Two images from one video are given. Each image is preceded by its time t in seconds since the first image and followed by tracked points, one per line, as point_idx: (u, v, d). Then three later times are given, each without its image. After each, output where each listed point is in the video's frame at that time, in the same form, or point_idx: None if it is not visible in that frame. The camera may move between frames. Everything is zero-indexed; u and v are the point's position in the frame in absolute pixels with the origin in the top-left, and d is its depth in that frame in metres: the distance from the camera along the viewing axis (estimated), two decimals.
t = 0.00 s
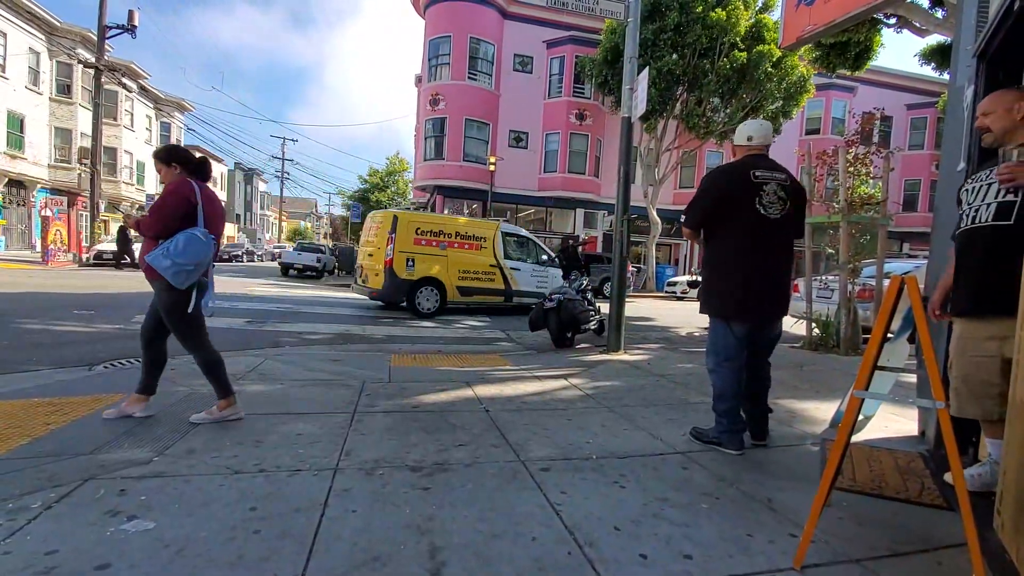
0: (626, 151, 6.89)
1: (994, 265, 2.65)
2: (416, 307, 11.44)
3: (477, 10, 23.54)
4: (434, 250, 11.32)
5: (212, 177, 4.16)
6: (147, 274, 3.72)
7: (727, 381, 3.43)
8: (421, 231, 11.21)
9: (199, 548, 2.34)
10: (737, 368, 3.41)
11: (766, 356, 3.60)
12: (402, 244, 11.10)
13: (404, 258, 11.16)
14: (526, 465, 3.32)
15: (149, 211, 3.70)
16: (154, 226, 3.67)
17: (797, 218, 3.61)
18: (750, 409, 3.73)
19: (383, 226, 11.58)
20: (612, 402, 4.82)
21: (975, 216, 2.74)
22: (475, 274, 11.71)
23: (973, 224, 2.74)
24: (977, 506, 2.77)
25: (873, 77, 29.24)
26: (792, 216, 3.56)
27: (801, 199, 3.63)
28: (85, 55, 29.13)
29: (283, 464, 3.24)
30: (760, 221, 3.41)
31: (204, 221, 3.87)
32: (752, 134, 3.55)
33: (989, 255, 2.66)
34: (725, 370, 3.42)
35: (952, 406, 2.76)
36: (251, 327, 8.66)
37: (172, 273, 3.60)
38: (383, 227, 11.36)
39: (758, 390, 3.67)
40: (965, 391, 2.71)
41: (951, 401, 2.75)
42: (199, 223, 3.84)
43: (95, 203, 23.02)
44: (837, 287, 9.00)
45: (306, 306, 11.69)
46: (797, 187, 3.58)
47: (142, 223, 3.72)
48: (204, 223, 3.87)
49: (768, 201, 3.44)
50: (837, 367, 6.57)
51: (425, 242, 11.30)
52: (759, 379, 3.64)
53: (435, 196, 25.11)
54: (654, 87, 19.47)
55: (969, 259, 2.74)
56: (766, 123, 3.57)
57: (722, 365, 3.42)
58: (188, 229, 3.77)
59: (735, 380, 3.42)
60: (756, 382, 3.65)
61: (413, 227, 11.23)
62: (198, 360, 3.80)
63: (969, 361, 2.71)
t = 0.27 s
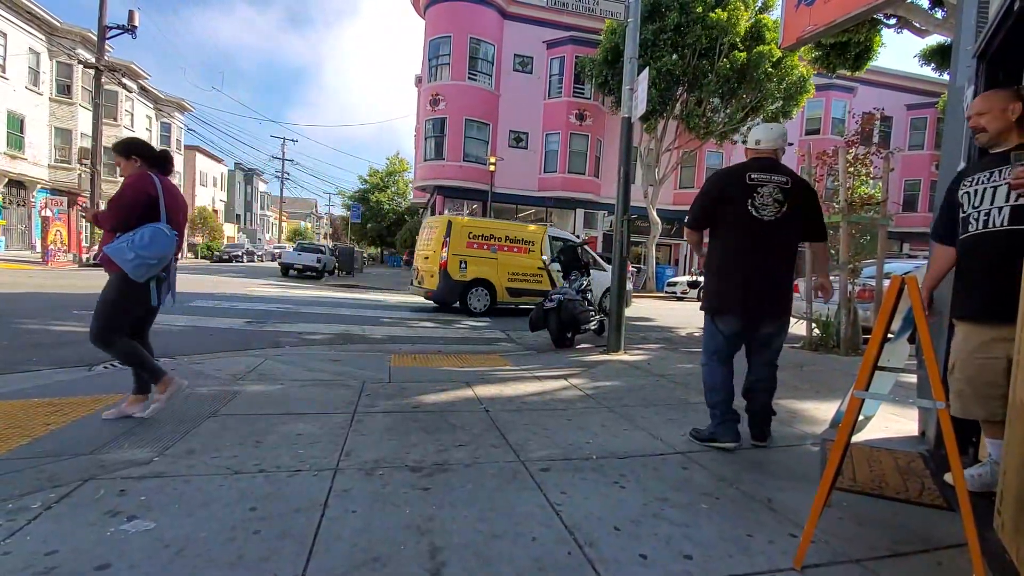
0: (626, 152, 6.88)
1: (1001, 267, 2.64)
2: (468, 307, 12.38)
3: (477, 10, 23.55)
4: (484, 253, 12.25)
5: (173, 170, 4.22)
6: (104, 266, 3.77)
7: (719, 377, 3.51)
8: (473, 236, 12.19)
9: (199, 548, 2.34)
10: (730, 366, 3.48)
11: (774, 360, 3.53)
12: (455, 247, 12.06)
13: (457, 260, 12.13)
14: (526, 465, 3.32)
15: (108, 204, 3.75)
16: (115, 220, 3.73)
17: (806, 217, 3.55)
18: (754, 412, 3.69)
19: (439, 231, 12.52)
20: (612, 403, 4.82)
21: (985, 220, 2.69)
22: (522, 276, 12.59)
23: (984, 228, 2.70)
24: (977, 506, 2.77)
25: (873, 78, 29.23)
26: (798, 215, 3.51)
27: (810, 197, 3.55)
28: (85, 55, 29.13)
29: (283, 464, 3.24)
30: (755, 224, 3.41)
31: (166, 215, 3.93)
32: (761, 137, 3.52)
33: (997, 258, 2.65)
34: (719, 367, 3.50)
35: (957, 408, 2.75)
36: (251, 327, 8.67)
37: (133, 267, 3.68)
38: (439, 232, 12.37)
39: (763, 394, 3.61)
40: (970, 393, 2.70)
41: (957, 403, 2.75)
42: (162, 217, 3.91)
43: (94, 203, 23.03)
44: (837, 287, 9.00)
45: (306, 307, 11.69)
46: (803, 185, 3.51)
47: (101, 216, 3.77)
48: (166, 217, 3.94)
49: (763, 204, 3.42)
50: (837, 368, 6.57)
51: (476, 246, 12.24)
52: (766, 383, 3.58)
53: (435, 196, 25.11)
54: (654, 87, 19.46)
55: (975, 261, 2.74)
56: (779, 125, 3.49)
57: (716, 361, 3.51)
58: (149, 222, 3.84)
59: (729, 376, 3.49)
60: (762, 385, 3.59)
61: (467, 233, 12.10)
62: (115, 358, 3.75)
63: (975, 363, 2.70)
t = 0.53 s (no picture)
0: (626, 152, 6.87)
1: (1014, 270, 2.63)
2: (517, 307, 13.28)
3: (476, 11, 23.54)
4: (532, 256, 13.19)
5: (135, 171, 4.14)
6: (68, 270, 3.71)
7: (698, 365, 3.69)
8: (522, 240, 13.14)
9: (198, 548, 2.34)
10: (709, 355, 3.67)
11: (766, 361, 3.50)
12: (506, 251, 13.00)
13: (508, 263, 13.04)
14: (526, 465, 3.32)
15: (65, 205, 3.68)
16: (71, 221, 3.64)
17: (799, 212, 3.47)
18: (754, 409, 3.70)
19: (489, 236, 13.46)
20: (612, 403, 4.82)
21: (1007, 220, 2.63)
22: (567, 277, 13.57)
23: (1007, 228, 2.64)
24: (977, 507, 2.77)
25: (873, 77, 29.24)
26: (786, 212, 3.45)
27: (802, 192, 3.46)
28: (84, 55, 29.12)
29: (283, 465, 3.24)
30: (733, 225, 3.51)
31: (126, 214, 3.84)
32: (754, 138, 3.57)
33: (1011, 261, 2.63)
34: (698, 355, 3.68)
35: (967, 412, 2.77)
36: (251, 327, 8.68)
37: (93, 268, 3.60)
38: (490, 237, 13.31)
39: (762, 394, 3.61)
40: (981, 395, 2.71)
41: (969, 406, 2.74)
42: (122, 216, 3.81)
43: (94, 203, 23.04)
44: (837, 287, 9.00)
45: (306, 307, 11.69)
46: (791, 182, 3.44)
47: (60, 219, 3.71)
48: (127, 217, 3.84)
49: (739, 204, 3.50)
50: (837, 367, 6.57)
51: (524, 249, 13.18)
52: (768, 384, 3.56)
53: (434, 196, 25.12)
54: (653, 87, 19.44)
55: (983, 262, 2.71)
56: (771, 123, 3.56)
57: (692, 351, 3.70)
58: (108, 222, 3.75)
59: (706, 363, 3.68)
60: (759, 386, 3.58)
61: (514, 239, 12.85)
62: (59, 358, 3.67)
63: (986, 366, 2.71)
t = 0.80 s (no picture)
0: (626, 152, 6.87)
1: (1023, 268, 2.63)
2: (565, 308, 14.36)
3: (476, 11, 23.54)
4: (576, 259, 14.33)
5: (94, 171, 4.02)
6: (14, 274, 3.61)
7: (682, 367, 3.64)
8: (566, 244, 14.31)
9: (198, 548, 2.34)
10: (694, 357, 3.60)
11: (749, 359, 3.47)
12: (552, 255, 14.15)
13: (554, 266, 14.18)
14: (526, 465, 3.32)
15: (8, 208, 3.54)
16: (14, 224, 3.51)
17: (765, 211, 3.42)
18: (747, 406, 3.68)
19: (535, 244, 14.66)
20: (612, 403, 4.82)
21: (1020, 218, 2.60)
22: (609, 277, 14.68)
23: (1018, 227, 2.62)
24: (976, 506, 2.78)
25: (873, 77, 29.24)
26: (751, 212, 3.41)
27: (766, 191, 3.41)
28: (83, 55, 29.09)
29: (282, 465, 3.24)
30: (699, 227, 3.54)
31: (73, 216, 3.70)
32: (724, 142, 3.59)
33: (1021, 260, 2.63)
34: (682, 357, 3.61)
35: (972, 411, 2.78)
36: (251, 327, 8.68)
37: (35, 276, 3.49)
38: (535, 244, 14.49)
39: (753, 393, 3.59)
40: (987, 394, 2.73)
41: (974, 405, 2.76)
42: (68, 219, 3.67)
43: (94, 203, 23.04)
44: (836, 287, 9.01)
45: (305, 307, 11.69)
46: (754, 181, 3.42)
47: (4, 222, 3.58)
48: (74, 219, 3.70)
49: (703, 206, 3.54)
50: (837, 367, 6.57)
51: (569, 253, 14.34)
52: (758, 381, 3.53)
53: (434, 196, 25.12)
54: (653, 87, 19.41)
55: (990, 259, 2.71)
56: (743, 126, 3.58)
57: (676, 352, 3.65)
58: (54, 227, 3.62)
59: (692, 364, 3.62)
60: (752, 385, 3.55)
61: (559, 242, 13.13)
62: (23, 361, 3.64)
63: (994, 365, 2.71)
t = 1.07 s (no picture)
0: (626, 152, 6.86)
1: None
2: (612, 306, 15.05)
3: (476, 11, 23.55)
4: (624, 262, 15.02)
5: (52, 164, 3.90)
6: None
7: (677, 367, 3.62)
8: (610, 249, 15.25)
9: (197, 549, 2.34)
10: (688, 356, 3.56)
11: (736, 358, 3.37)
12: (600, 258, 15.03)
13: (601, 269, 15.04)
14: (525, 465, 3.32)
15: None
16: None
17: (740, 207, 3.31)
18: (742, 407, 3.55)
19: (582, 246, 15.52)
20: (611, 402, 4.82)
21: None
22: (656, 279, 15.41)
23: None
24: (976, 506, 2.78)
25: (872, 77, 29.24)
26: (724, 209, 3.33)
27: (738, 187, 3.31)
28: (83, 56, 29.11)
29: (281, 465, 3.23)
30: (677, 227, 3.52)
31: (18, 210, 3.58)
32: (699, 141, 3.55)
33: None
34: (676, 357, 3.60)
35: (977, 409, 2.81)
36: (250, 328, 8.66)
37: None
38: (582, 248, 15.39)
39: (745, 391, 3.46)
40: (994, 393, 2.75)
41: (980, 403, 2.79)
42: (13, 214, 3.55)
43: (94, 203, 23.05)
44: (836, 286, 9.01)
45: (305, 307, 11.68)
46: (726, 178, 3.33)
47: None
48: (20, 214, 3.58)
49: (677, 207, 3.53)
50: (837, 367, 6.57)
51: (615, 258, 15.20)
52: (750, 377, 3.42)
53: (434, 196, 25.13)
54: (652, 87, 19.40)
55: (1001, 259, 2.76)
56: (716, 125, 3.53)
57: (671, 352, 3.62)
58: None
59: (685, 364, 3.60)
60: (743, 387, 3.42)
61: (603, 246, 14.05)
62: (13, 362, 3.64)
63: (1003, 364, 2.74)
